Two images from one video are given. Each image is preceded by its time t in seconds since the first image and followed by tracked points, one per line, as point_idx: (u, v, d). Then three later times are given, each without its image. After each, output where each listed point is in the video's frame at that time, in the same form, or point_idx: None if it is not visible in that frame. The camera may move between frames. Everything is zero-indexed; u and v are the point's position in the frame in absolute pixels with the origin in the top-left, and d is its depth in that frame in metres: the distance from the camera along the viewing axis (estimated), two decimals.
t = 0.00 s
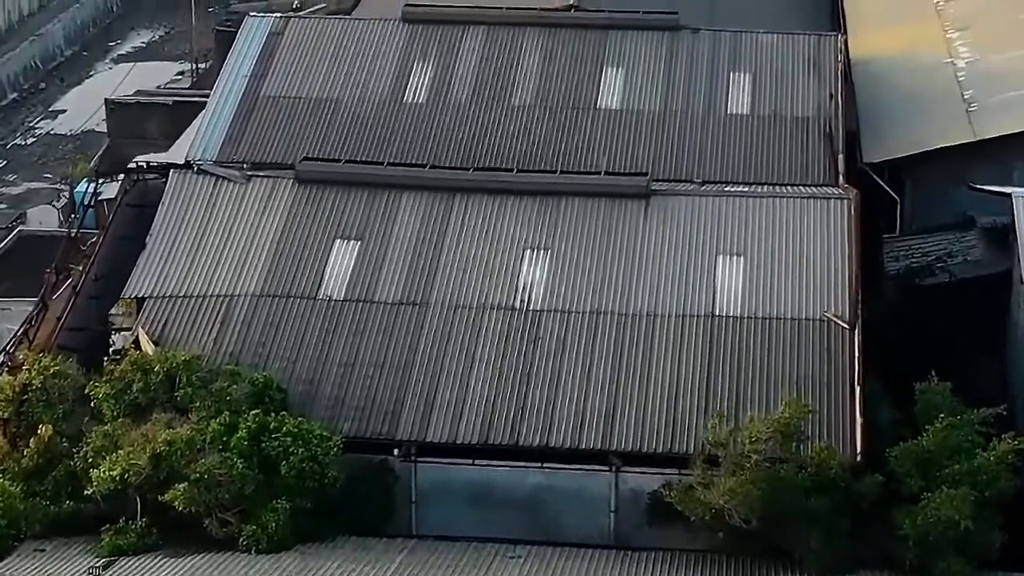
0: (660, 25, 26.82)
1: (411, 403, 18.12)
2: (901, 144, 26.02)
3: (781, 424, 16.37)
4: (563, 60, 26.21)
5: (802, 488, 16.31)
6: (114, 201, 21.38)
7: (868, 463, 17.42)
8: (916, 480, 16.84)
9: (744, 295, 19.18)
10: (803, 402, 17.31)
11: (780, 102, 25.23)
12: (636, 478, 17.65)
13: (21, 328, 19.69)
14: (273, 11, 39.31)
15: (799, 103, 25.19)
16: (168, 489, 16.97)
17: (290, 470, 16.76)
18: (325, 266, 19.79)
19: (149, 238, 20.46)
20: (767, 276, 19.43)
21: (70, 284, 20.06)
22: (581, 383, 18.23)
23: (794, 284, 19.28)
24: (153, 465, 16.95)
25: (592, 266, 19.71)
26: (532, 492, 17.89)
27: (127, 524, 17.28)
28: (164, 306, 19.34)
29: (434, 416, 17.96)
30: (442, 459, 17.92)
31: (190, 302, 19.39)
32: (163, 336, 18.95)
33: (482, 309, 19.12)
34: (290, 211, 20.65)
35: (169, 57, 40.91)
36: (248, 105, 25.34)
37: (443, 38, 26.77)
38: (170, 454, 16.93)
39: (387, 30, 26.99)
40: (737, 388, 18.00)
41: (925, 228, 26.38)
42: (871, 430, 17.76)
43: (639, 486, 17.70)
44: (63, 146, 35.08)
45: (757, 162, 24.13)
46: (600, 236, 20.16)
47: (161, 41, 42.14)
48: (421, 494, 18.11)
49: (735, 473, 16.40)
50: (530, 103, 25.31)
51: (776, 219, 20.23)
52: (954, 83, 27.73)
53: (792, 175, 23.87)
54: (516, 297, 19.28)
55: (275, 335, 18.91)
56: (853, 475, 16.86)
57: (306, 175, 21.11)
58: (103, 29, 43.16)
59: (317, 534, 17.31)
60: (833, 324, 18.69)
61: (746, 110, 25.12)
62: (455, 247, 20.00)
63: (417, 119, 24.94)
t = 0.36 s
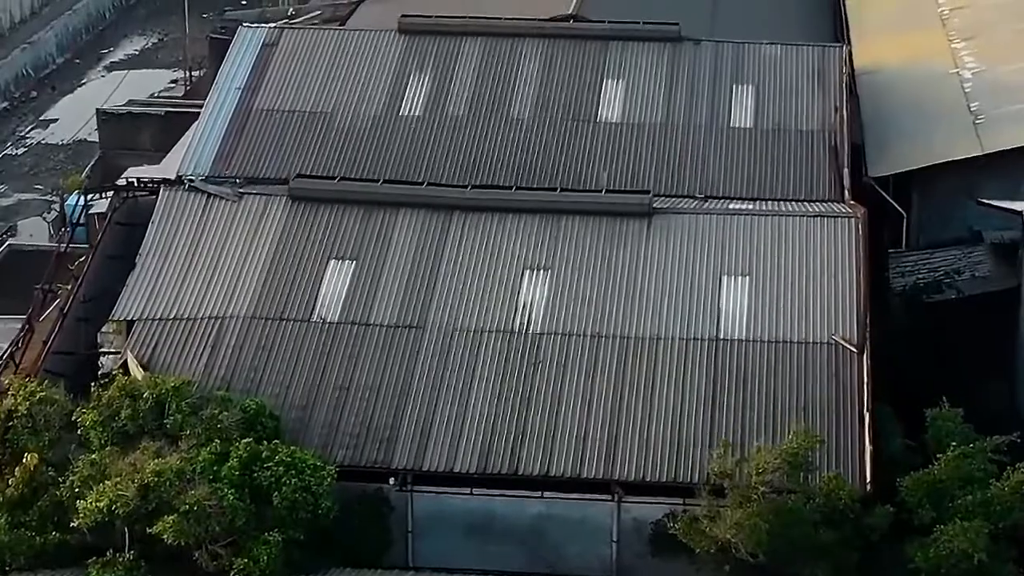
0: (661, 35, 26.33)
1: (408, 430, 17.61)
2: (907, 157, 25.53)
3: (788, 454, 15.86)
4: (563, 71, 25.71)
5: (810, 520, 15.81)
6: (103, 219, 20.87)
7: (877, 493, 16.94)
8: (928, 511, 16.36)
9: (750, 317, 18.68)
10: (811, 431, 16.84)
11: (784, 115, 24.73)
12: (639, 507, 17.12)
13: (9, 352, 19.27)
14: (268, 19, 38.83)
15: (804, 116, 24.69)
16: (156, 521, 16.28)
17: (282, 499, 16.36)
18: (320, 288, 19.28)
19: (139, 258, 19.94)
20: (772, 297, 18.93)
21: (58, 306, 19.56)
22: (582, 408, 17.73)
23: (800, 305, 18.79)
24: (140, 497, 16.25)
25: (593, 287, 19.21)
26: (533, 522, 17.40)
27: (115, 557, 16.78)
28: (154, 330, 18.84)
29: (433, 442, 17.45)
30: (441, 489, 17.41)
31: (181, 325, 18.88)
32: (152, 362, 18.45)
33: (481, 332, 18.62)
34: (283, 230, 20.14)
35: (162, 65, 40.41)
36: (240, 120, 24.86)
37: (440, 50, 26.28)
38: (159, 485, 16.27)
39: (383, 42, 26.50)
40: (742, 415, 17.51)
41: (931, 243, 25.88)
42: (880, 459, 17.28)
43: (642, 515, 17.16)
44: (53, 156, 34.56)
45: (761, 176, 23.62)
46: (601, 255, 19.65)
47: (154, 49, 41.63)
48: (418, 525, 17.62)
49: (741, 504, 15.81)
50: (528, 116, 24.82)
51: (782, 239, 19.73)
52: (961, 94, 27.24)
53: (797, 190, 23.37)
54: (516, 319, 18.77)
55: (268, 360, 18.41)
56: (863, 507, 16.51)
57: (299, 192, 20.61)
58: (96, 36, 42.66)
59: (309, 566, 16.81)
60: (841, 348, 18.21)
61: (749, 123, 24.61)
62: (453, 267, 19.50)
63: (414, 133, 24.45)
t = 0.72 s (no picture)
0: (662, 46, 25.84)
1: (403, 457, 17.10)
2: (912, 171, 25.04)
3: (796, 485, 15.34)
4: (562, 82, 25.21)
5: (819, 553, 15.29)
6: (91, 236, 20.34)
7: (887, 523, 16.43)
8: (939, 542, 15.84)
9: (754, 340, 18.19)
10: (819, 460, 16.35)
11: (787, 127, 24.24)
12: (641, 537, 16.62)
13: None
14: (262, 26, 38.31)
15: (807, 129, 24.20)
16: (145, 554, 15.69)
17: (274, 531, 15.84)
18: (312, 309, 18.79)
19: (127, 279, 19.44)
20: (777, 319, 18.44)
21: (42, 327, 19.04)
22: (583, 434, 17.22)
23: (806, 327, 18.29)
24: (127, 529, 15.67)
25: (593, 308, 18.71)
26: (532, 551, 17.00)
27: None
28: (142, 353, 18.34)
29: (428, 470, 16.94)
30: (436, 519, 16.93)
31: (170, 348, 18.38)
32: (140, 387, 17.94)
33: (479, 355, 18.12)
34: (275, 250, 19.64)
35: (154, 72, 39.91)
36: (232, 134, 24.37)
37: (436, 60, 25.78)
38: (146, 516, 15.70)
39: (378, 53, 26.01)
40: (748, 442, 17.00)
41: (937, 257, 25.39)
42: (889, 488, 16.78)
43: (645, 544, 16.80)
44: (44, 166, 34.03)
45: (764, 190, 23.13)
46: (601, 274, 19.16)
47: (147, 55, 41.09)
48: (415, 556, 17.16)
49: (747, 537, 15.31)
50: (527, 129, 24.31)
51: (787, 259, 19.25)
52: (967, 104, 26.76)
53: (801, 205, 22.87)
54: (514, 341, 18.28)
55: (260, 384, 17.90)
56: (872, 538, 16.00)
57: (292, 210, 20.11)
58: (88, 43, 42.16)
59: None
60: (849, 372, 17.72)
61: (751, 135, 24.12)
62: (449, 287, 19.00)
63: (409, 147, 23.96)
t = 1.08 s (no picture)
0: (662, 56, 25.40)
1: (399, 484, 16.64)
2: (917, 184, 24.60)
3: (804, 514, 14.87)
4: (561, 92, 24.76)
5: None
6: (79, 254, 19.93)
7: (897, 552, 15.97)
8: (951, 572, 15.37)
9: (760, 361, 17.74)
10: (827, 489, 15.88)
11: (790, 140, 23.80)
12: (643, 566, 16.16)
13: None
14: (256, 32, 37.84)
15: (811, 141, 23.76)
16: None
17: (266, 560, 15.27)
18: (306, 329, 18.33)
19: (116, 298, 18.98)
20: (782, 340, 17.99)
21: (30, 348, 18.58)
22: (584, 460, 16.77)
23: (811, 348, 17.84)
24: (114, 560, 15.09)
25: (594, 328, 18.26)
26: None
27: None
28: (131, 376, 17.89)
29: (425, 497, 16.49)
30: (431, 548, 16.49)
31: (160, 370, 17.93)
32: (129, 411, 17.49)
33: (477, 378, 17.66)
34: (267, 268, 19.18)
35: (147, 78, 39.44)
36: (224, 146, 23.91)
37: (433, 71, 25.32)
38: (134, 547, 15.16)
39: (374, 62, 25.56)
40: (753, 470, 16.55)
41: (942, 272, 24.95)
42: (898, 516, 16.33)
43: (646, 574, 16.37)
44: (35, 176, 33.56)
45: (768, 204, 22.69)
46: (602, 294, 18.71)
47: (141, 60, 40.58)
48: None
49: (754, 569, 14.84)
50: (525, 140, 23.86)
51: (792, 277, 18.80)
52: (973, 115, 26.31)
53: (805, 220, 22.42)
54: (514, 364, 17.82)
55: (252, 407, 17.44)
56: (883, 567, 15.53)
57: (284, 227, 19.64)
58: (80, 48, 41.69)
59: None
60: (857, 395, 17.25)
61: (754, 147, 23.67)
62: (447, 307, 18.55)
63: (406, 160, 23.51)
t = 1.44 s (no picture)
0: (663, 68, 24.91)
1: (394, 515, 16.13)
2: (924, 199, 24.11)
3: (813, 550, 14.36)
4: (560, 104, 24.28)
5: None
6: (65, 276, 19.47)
7: None
8: None
9: (766, 387, 17.25)
10: (836, 523, 15.38)
11: (795, 154, 23.31)
12: None
13: None
14: (250, 40, 37.33)
15: (816, 156, 23.27)
16: None
17: None
18: (298, 354, 17.82)
19: (104, 322, 18.49)
20: (789, 364, 17.50)
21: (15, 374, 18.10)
22: (584, 490, 16.27)
23: (819, 373, 17.34)
24: None
25: (595, 352, 17.77)
26: None
27: None
28: (120, 404, 17.38)
29: (422, 529, 15.98)
30: None
31: (149, 397, 17.43)
32: (117, 440, 16.98)
33: (475, 405, 17.17)
34: (259, 291, 18.68)
35: (139, 86, 38.92)
36: (216, 162, 23.41)
37: (429, 83, 24.82)
38: None
39: (369, 74, 25.07)
40: (759, 501, 16.04)
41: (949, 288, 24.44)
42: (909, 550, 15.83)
43: None
44: (25, 187, 33.03)
45: (772, 221, 22.19)
46: (603, 316, 18.21)
47: (133, 68, 40.05)
48: None
49: None
50: (524, 155, 23.37)
51: (798, 299, 18.32)
52: (979, 126, 25.84)
53: (810, 237, 21.93)
54: (512, 390, 17.32)
55: (244, 435, 16.93)
56: None
57: (276, 247, 19.13)
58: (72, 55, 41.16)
59: None
60: (866, 423, 16.77)
61: (758, 162, 23.19)
62: (444, 331, 18.05)
63: (402, 177, 23.01)
